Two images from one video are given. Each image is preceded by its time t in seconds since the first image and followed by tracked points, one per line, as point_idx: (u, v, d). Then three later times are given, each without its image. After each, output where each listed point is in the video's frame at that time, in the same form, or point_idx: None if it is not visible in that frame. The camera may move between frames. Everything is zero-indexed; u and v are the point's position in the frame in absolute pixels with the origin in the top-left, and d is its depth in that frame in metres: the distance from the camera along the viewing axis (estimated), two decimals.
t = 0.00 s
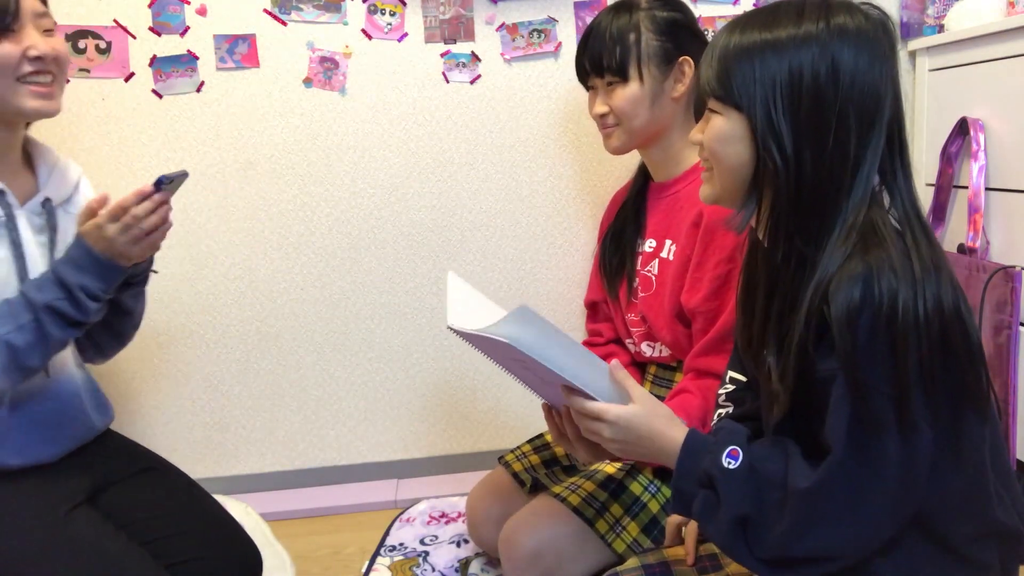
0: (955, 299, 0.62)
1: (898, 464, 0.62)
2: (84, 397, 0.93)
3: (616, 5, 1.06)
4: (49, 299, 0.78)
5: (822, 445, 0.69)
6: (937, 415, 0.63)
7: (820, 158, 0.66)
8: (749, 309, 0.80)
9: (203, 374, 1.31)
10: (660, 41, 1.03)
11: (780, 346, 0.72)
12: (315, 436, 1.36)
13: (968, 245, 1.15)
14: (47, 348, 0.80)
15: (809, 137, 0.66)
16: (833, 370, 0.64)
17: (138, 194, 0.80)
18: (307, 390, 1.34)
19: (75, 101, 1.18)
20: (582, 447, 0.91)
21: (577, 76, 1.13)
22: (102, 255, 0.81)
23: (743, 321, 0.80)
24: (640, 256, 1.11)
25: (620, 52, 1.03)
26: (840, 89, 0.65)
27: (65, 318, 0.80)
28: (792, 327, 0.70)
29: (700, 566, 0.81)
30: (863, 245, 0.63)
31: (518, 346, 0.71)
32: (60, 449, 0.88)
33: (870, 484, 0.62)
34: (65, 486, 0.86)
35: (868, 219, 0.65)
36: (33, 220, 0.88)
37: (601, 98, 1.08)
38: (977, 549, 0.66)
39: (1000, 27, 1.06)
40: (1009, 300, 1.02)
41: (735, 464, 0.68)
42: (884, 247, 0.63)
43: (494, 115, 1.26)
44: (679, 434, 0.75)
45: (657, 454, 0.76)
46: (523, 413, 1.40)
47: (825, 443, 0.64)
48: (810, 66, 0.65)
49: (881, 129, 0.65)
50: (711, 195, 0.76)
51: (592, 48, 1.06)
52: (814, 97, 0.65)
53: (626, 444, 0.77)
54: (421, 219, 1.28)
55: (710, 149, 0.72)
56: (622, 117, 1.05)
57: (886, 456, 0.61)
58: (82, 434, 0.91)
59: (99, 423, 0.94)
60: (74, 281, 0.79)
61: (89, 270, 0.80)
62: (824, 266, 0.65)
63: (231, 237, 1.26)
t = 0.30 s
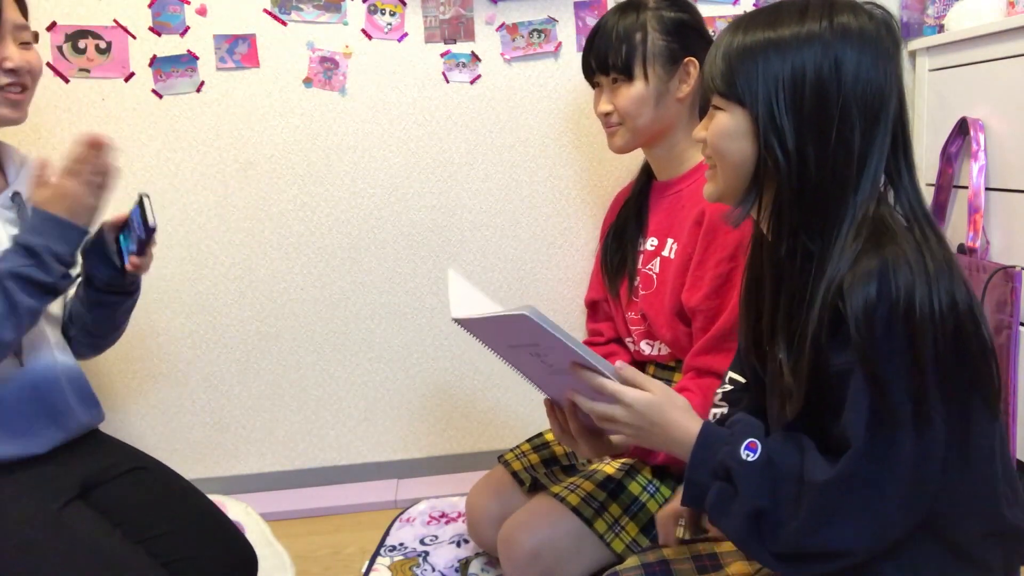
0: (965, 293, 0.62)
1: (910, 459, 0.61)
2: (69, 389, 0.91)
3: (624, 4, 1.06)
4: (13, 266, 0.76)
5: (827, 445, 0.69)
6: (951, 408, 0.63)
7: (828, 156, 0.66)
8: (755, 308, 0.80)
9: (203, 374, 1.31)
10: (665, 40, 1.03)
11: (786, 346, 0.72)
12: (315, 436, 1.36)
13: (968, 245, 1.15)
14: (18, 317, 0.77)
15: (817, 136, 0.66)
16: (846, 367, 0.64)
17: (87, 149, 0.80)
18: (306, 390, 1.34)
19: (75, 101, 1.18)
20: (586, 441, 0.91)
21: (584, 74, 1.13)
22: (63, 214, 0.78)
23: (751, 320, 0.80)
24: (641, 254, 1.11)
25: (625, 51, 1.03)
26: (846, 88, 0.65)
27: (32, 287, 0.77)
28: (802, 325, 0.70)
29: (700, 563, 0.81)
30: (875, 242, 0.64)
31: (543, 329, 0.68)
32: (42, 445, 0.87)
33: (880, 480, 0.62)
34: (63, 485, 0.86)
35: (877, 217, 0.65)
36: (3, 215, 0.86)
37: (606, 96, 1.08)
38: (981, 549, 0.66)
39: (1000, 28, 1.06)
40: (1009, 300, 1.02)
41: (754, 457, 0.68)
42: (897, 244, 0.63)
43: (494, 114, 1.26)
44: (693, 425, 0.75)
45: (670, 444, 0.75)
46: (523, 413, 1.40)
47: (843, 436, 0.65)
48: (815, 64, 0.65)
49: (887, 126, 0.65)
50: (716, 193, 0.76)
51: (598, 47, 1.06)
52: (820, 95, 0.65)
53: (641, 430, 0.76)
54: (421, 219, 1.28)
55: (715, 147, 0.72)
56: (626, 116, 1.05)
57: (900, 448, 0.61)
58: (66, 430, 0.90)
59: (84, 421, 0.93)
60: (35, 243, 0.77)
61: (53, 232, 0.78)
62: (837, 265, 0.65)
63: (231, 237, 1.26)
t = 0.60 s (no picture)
0: (964, 287, 0.63)
1: (918, 455, 0.61)
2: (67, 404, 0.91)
3: (626, 3, 1.06)
4: (25, 336, 0.77)
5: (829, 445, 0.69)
6: (959, 403, 0.63)
7: (824, 154, 0.66)
8: (754, 307, 0.80)
9: (203, 374, 1.31)
10: (668, 39, 1.03)
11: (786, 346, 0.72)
12: (315, 436, 1.36)
13: (968, 245, 1.15)
14: (17, 380, 0.78)
15: (814, 135, 0.66)
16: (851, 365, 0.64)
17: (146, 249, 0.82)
18: (306, 390, 1.34)
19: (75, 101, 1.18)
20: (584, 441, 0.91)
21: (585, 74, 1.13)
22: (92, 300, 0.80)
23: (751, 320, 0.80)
24: (643, 253, 1.11)
25: (628, 49, 1.03)
26: (840, 86, 0.65)
27: (34, 353, 0.78)
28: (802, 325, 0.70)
29: (700, 564, 0.81)
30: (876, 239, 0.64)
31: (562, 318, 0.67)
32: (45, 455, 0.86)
33: (884, 475, 0.62)
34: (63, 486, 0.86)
35: (875, 215, 0.66)
36: (21, 223, 0.88)
37: (608, 96, 1.08)
38: (981, 547, 0.66)
39: (1001, 28, 1.06)
40: (1009, 301, 1.02)
41: (768, 440, 0.67)
42: (897, 241, 0.63)
43: (494, 115, 1.26)
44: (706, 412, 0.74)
45: (686, 432, 0.73)
46: (523, 413, 1.40)
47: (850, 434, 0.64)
48: (808, 64, 0.65)
49: (882, 123, 0.65)
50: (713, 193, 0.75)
51: (600, 46, 1.06)
52: (815, 95, 0.65)
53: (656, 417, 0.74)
54: (421, 219, 1.28)
55: (712, 149, 0.71)
56: (630, 115, 1.05)
57: (908, 443, 0.61)
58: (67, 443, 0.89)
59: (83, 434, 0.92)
60: (55, 319, 0.78)
61: (72, 308, 0.79)
62: (839, 263, 0.65)
63: (230, 237, 1.26)
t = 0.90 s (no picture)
0: (941, 280, 0.63)
1: (910, 463, 0.62)
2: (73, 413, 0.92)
3: (603, 13, 1.06)
4: (71, 333, 0.79)
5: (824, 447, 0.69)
6: (949, 405, 0.64)
7: (800, 161, 0.65)
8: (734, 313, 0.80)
9: (203, 374, 1.31)
10: (650, 47, 1.03)
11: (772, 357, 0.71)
12: (315, 436, 1.36)
13: (968, 245, 1.15)
14: (63, 378, 0.81)
15: (788, 144, 0.65)
16: (838, 374, 0.64)
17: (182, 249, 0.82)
18: (307, 390, 1.34)
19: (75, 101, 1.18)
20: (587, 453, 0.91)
21: (568, 88, 1.13)
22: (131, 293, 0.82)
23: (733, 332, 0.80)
24: (640, 257, 1.12)
25: (610, 62, 1.03)
26: (806, 91, 0.64)
27: (78, 351, 0.81)
28: (786, 338, 0.69)
29: (698, 566, 0.81)
30: (856, 243, 0.64)
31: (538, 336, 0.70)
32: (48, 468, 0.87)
33: (878, 480, 0.63)
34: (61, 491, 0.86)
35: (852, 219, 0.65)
36: (44, 228, 0.89)
37: (594, 110, 1.08)
38: (979, 547, 0.66)
39: (1001, 27, 1.06)
40: (1009, 300, 1.02)
41: (762, 450, 0.67)
42: (878, 244, 0.63)
43: (494, 114, 1.26)
44: (696, 415, 0.76)
45: (679, 435, 0.76)
46: (523, 413, 1.40)
47: (840, 443, 0.64)
48: (771, 71, 0.65)
49: (851, 123, 0.65)
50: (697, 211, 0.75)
51: (582, 60, 1.06)
52: (782, 103, 0.65)
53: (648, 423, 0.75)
54: (421, 219, 1.28)
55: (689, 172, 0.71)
56: (619, 128, 1.06)
57: (898, 452, 0.62)
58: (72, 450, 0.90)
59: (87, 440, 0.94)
60: (98, 317, 0.80)
61: (113, 305, 0.81)
62: (821, 270, 0.64)
63: (230, 237, 1.26)
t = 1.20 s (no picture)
0: (935, 271, 0.65)
1: (919, 455, 0.63)
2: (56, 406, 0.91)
3: (605, 8, 1.06)
4: (90, 316, 0.77)
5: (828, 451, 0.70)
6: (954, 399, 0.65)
7: (795, 162, 0.65)
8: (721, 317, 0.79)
9: (203, 374, 1.31)
10: (651, 44, 1.03)
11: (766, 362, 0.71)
12: (316, 436, 1.36)
13: (969, 245, 1.15)
14: (85, 363, 0.79)
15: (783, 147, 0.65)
16: (844, 375, 0.63)
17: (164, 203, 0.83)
18: (307, 390, 1.34)
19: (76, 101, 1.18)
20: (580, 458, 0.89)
21: (566, 83, 1.13)
22: (140, 271, 0.80)
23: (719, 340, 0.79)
24: (636, 258, 1.12)
25: (611, 57, 1.03)
26: (795, 91, 0.64)
27: (99, 335, 0.79)
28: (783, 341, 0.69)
29: (698, 566, 0.81)
30: (854, 242, 0.64)
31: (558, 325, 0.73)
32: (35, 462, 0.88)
33: (891, 473, 0.63)
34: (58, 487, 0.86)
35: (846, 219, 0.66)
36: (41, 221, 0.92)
37: (591, 104, 1.08)
38: (980, 547, 0.66)
39: (1001, 27, 1.06)
40: (1009, 301, 1.02)
41: (778, 457, 0.66)
42: (876, 242, 0.64)
43: (494, 114, 1.26)
44: (705, 425, 0.71)
45: (683, 445, 0.71)
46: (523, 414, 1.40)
47: (855, 442, 0.64)
48: (759, 73, 0.64)
49: (840, 120, 0.66)
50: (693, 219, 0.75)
51: (582, 53, 1.05)
52: (771, 106, 0.65)
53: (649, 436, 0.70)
54: (421, 219, 1.28)
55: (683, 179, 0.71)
56: (617, 123, 1.06)
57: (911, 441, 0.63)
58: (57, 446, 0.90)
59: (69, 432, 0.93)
60: (116, 295, 0.78)
61: (129, 282, 0.80)
62: (821, 273, 0.64)
63: (230, 236, 1.26)
